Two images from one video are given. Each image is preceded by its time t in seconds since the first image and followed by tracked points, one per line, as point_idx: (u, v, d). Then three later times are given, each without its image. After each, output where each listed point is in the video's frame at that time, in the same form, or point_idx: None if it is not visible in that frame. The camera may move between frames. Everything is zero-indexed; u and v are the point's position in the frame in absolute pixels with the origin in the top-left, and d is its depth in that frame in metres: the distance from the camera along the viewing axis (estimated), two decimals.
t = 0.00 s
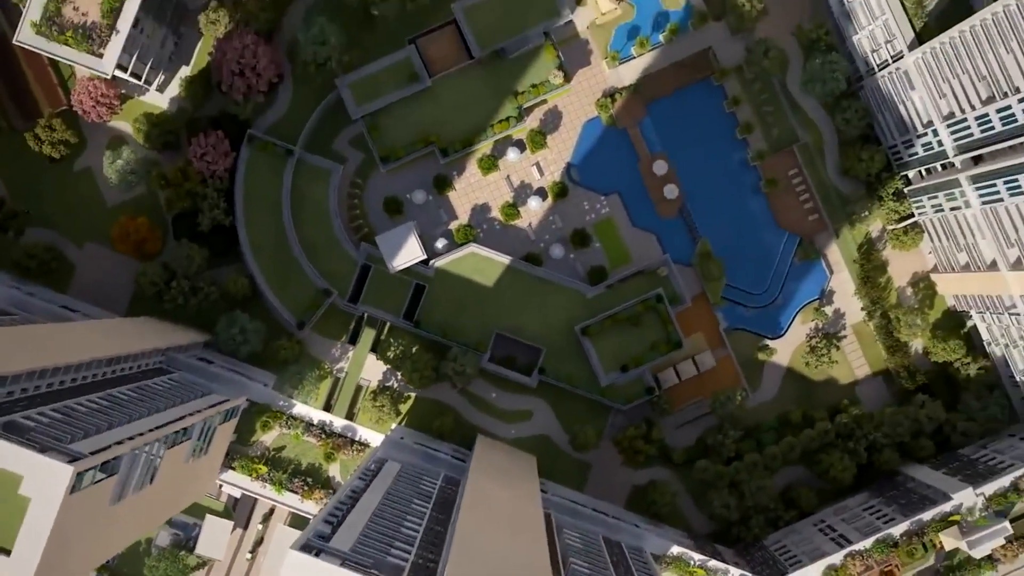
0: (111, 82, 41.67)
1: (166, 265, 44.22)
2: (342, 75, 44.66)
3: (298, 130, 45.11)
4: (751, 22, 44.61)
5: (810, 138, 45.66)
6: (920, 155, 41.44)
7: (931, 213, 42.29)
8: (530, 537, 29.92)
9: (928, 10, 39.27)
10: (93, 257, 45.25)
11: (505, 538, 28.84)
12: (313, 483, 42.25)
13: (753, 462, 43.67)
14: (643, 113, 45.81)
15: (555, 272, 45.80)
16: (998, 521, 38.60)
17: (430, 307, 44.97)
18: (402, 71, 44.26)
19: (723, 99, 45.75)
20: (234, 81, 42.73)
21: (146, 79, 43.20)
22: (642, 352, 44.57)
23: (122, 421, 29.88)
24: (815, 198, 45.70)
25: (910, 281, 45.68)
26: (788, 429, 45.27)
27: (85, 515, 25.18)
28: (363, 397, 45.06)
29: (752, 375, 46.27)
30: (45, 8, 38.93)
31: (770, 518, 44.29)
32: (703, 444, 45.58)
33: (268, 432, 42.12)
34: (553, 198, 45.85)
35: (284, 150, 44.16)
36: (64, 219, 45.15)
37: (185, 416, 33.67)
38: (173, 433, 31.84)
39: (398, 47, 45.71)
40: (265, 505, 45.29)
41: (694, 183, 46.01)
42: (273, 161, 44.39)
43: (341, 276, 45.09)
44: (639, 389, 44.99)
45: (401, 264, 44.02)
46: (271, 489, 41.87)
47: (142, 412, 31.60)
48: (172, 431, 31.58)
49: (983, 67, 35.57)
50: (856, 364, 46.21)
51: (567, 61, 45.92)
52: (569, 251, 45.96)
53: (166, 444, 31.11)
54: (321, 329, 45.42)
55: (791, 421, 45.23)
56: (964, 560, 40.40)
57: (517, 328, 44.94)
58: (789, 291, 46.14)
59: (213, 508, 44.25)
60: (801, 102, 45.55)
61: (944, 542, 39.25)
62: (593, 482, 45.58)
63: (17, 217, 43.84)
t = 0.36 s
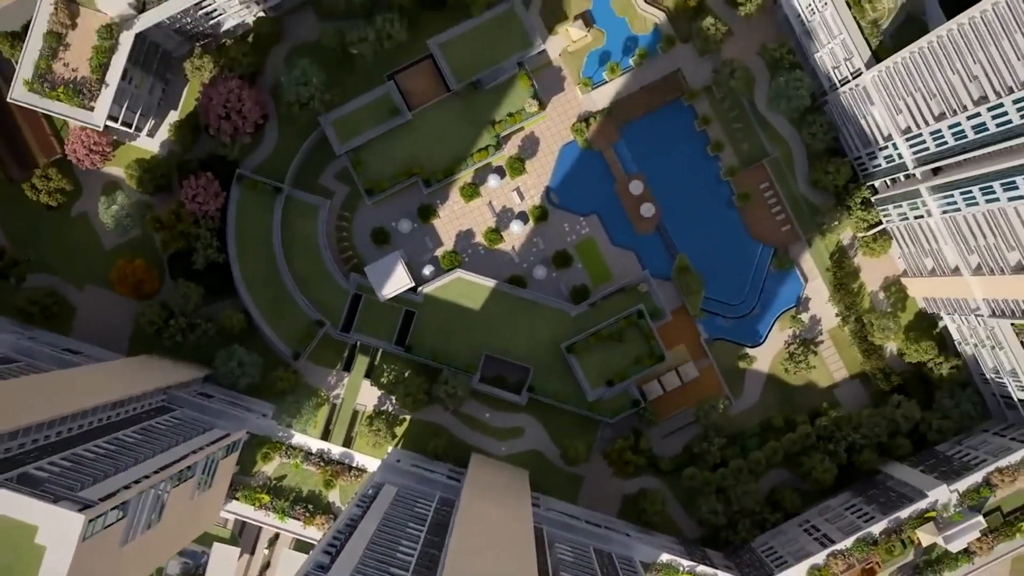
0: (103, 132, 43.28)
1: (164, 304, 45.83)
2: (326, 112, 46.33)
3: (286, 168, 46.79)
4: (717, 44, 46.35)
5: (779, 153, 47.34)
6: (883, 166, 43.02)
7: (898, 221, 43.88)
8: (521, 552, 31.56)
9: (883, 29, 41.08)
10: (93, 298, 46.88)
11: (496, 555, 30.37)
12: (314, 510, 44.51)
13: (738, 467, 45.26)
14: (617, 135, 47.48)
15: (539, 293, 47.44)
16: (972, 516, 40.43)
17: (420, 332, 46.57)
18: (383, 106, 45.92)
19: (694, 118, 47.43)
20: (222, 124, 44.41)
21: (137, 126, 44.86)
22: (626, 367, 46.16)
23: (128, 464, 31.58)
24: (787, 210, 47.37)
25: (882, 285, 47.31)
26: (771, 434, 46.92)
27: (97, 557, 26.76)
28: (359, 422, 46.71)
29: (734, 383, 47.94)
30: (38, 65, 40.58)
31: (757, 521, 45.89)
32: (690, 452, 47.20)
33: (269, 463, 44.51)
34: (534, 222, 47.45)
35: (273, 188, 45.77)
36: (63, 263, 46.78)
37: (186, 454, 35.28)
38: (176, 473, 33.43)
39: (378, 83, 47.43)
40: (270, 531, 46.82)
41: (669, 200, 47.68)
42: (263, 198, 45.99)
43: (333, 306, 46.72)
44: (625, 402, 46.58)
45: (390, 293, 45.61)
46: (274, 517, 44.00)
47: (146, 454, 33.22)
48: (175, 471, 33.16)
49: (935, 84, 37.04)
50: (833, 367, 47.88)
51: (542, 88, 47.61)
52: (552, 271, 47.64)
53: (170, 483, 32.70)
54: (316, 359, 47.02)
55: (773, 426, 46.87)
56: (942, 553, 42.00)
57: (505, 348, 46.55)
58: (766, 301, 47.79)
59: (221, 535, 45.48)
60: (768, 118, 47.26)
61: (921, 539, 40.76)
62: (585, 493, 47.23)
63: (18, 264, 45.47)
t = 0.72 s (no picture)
0: (98, 178, 44.88)
1: (164, 340, 47.40)
2: (312, 147, 47.92)
3: (277, 203, 48.42)
4: (687, 66, 48.09)
5: (753, 167, 49.01)
6: (852, 178, 44.63)
7: (869, 229, 45.48)
8: (516, 568, 32.97)
9: (845, 47, 42.35)
10: (95, 337, 48.46)
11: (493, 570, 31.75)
12: (318, 533, 46.46)
13: (726, 473, 46.83)
14: (595, 157, 49.08)
15: (527, 312, 49.03)
16: (950, 512, 41.90)
17: (413, 356, 48.15)
18: (367, 139, 47.46)
19: (669, 137, 49.09)
20: (213, 165, 45.93)
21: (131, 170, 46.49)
22: (614, 380, 47.74)
23: (136, 503, 32.99)
24: (762, 222, 48.99)
25: (858, 290, 48.97)
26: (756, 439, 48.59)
27: None
28: (359, 445, 48.30)
29: (719, 390, 49.56)
30: (33, 118, 42.17)
31: (747, 524, 47.46)
32: (679, 460, 48.78)
33: (272, 491, 46.25)
34: (519, 244, 49.06)
35: (265, 224, 47.38)
36: (66, 304, 48.35)
37: (192, 489, 36.75)
38: (182, 508, 34.90)
39: (362, 116, 49.01)
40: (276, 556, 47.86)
41: (649, 217, 49.33)
42: (255, 233, 47.57)
43: (327, 335, 48.32)
44: (615, 415, 48.15)
45: (382, 319, 47.21)
46: (279, 542, 45.92)
47: (153, 491, 34.67)
48: (181, 506, 34.60)
49: (884, 105, 38.50)
50: (815, 371, 49.49)
51: (520, 115, 49.23)
52: (538, 291, 49.25)
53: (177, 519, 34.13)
54: (313, 386, 48.56)
55: (759, 431, 48.48)
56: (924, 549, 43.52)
57: (496, 368, 48.12)
58: (747, 310, 49.37)
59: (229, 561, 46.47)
60: (741, 133, 48.94)
61: (901, 535, 42.46)
62: (580, 504, 48.82)
63: (22, 308, 47.06)
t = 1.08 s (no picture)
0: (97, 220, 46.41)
1: (168, 373, 48.89)
2: (302, 180, 49.41)
3: (271, 235, 49.96)
4: (662, 86, 49.65)
5: (730, 180, 50.58)
6: (825, 189, 46.15)
7: (844, 238, 46.97)
8: None
9: (811, 65, 43.67)
10: (101, 373, 49.96)
11: None
12: (324, 555, 48.16)
13: (717, 479, 48.32)
14: (577, 177, 50.63)
15: (517, 331, 50.54)
16: (932, 509, 43.44)
17: (409, 378, 49.65)
18: (355, 170, 48.96)
19: (648, 154, 50.63)
20: (207, 202, 47.36)
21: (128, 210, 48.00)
22: (604, 394, 49.25)
23: (148, 538, 34.56)
24: (742, 234, 50.50)
25: (837, 296, 50.53)
26: (745, 443, 50.14)
27: None
28: (360, 466, 49.78)
29: (707, 398, 51.08)
30: (31, 167, 43.65)
31: (739, 527, 48.93)
32: (671, 467, 50.27)
33: (277, 516, 47.85)
34: (507, 264, 50.54)
35: (260, 256, 48.92)
36: (71, 342, 49.84)
37: (199, 521, 38.31)
38: (191, 540, 36.43)
39: (349, 147, 50.53)
40: None
41: (632, 233, 50.83)
42: (251, 266, 49.11)
43: (325, 361, 49.83)
44: (607, 427, 49.66)
45: (377, 344, 48.55)
46: (287, 566, 47.66)
47: (163, 525, 36.23)
48: (189, 538, 36.13)
49: (843, 125, 40.10)
50: (799, 376, 51.01)
51: (503, 139, 50.74)
52: (528, 309, 50.76)
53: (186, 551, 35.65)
54: (313, 412, 49.94)
55: (747, 436, 49.97)
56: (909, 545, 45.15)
57: (489, 386, 49.65)
58: (731, 319, 50.89)
59: None
60: (717, 149, 50.52)
61: (886, 534, 43.99)
62: (577, 514, 50.34)
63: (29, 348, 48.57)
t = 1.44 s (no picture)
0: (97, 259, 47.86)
1: (172, 404, 50.30)
2: (295, 210, 50.83)
3: (267, 265, 51.43)
4: (641, 105, 51.14)
5: (711, 194, 52.10)
6: (802, 201, 47.62)
7: (823, 246, 48.41)
8: None
9: (784, 81, 45.14)
10: (108, 405, 51.37)
11: None
12: None
13: (710, 484, 49.75)
14: (563, 196, 52.10)
15: (510, 348, 51.95)
16: (917, 507, 44.86)
17: (407, 398, 51.08)
18: (347, 199, 50.43)
19: (631, 171, 52.11)
20: (204, 236, 48.80)
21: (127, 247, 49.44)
22: (597, 406, 50.67)
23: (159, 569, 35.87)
24: (725, 245, 51.95)
25: (820, 302, 52.01)
26: (736, 449, 51.59)
27: None
28: (363, 486, 51.06)
29: (698, 405, 52.48)
30: (32, 212, 45.09)
31: (733, 530, 50.23)
32: (665, 475, 51.68)
33: (284, 540, 49.70)
34: (499, 284, 51.91)
35: (257, 286, 50.36)
36: (76, 377, 51.22)
37: (208, 550, 39.59)
38: (200, 569, 37.73)
39: (340, 176, 51.99)
40: None
41: (618, 248, 52.30)
42: (249, 296, 50.54)
43: (324, 385, 51.26)
44: (601, 438, 51.04)
45: (373, 366, 49.83)
46: None
47: (174, 556, 37.54)
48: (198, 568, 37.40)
49: (815, 142, 41.56)
50: (786, 381, 52.44)
51: (489, 162, 52.18)
52: (520, 327, 52.18)
53: None
54: (314, 435, 51.13)
55: (738, 441, 51.42)
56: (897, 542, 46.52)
57: (485, 403, 51.07)
58: (717, 328, 52.33)
59: None
60: (697, 164, 52.03)
61: (874, 532, 45.24)
62: (576, 524, 51.74)
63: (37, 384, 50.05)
